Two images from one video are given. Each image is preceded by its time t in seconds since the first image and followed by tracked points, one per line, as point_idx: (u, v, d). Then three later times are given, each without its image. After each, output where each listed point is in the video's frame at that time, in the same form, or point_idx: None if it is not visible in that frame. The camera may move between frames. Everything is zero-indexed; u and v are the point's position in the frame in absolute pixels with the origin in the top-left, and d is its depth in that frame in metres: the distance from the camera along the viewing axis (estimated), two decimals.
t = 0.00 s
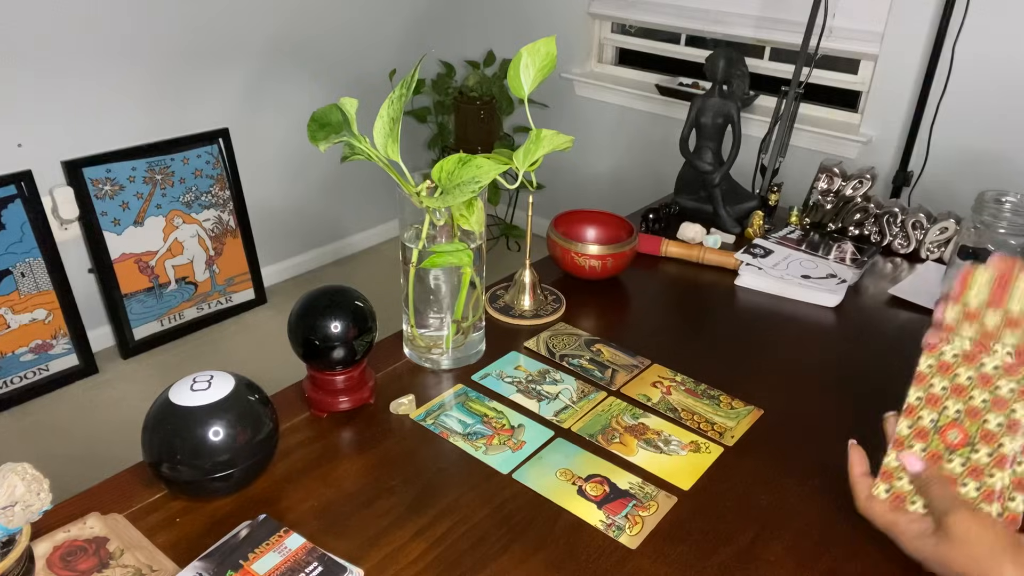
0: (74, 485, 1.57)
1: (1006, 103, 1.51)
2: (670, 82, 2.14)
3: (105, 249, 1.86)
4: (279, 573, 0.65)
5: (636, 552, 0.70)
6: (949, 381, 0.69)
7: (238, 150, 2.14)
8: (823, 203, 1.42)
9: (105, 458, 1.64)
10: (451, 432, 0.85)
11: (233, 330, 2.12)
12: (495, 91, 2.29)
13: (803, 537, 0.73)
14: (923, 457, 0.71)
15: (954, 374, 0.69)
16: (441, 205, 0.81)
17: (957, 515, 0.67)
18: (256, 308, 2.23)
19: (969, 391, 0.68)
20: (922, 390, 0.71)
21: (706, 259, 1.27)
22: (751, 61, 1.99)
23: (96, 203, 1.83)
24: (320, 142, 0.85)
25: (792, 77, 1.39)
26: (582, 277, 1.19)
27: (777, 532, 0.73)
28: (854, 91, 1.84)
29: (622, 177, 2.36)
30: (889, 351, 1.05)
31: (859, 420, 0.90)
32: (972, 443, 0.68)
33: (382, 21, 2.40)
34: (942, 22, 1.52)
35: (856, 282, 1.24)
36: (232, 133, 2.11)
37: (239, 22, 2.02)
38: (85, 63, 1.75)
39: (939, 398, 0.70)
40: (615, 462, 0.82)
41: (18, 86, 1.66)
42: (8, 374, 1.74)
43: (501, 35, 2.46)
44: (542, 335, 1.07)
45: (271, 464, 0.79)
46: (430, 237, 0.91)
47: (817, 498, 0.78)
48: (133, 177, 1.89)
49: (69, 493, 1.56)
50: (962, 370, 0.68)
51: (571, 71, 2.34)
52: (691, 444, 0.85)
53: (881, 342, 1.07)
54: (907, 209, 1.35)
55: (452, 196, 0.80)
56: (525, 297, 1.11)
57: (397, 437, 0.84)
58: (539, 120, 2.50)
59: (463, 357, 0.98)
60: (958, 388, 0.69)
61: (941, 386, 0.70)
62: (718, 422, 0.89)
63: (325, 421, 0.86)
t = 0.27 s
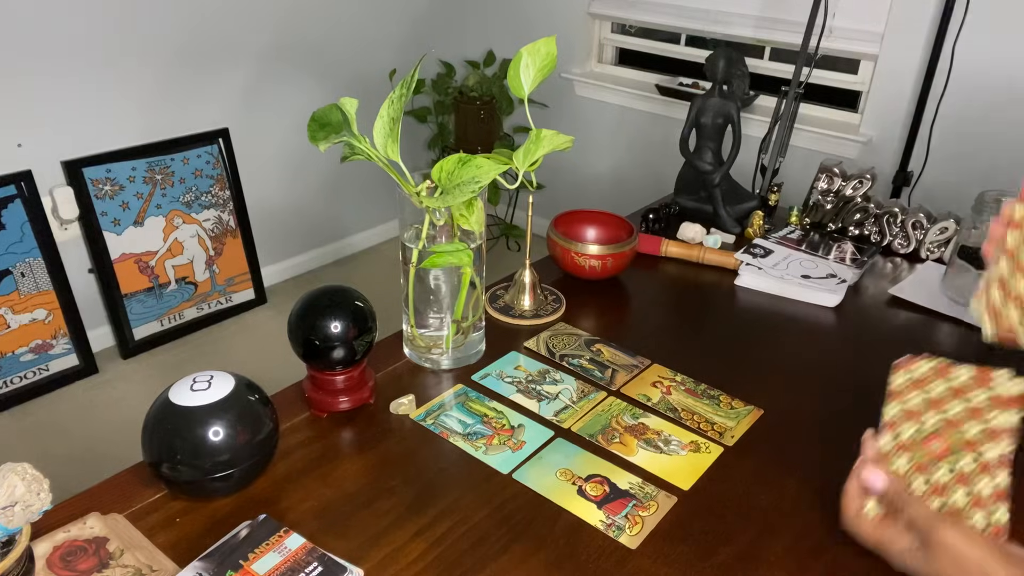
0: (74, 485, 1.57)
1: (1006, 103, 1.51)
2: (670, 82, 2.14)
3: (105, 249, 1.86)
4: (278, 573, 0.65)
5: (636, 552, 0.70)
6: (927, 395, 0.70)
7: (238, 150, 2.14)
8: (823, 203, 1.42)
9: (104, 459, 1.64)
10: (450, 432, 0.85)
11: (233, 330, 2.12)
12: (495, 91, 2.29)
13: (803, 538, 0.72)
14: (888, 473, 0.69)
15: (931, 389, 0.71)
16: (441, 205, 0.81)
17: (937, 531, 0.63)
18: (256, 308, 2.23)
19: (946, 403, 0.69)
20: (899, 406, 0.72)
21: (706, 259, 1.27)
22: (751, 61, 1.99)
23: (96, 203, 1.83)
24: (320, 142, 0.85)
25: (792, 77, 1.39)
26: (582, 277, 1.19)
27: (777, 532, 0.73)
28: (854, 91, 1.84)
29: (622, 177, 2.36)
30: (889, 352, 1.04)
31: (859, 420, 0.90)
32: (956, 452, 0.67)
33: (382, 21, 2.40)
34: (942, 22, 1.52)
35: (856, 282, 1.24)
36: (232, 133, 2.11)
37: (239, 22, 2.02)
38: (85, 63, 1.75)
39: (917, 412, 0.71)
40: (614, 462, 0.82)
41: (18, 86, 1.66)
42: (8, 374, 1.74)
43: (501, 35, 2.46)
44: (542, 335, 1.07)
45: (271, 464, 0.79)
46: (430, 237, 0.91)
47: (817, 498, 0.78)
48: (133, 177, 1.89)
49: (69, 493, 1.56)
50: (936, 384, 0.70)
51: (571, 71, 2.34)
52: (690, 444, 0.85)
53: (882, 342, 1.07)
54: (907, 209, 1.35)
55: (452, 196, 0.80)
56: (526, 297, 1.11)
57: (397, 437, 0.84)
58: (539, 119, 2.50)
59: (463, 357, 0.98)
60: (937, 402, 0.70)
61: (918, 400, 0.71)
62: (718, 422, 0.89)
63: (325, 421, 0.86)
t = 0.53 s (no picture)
0: (74, 485, 1.57)
1: (1006, 103, 1.52)
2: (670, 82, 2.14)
3: (105, 249, 1.86)
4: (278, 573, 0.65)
5: (636, 552, 0.70)
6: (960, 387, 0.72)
7: (238, 150, 2.14)
8: (823, 203, 1.42)
9: (104, 459, 1.64)
10: (450, 432, 0.85)
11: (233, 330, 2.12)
12: (495, 91, 2.29)
13: (803, 538, 0.72)
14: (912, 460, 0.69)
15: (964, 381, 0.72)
16: (441, 205, 0.81)
17: (959, 507, 0.60)
18: (256, 308, 2.23)
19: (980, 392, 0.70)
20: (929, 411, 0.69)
21: (706, 259, 1.27)
22: (751, 61, 1.99)
23: (96, 203, 1.83)
24: (320, 142, 0.85)
25: (792, 76, 1.39)
26: (582, 277, 1.19)
27: (777, 531, 0.73)
28: (854, 90, 1.84)
29: (622, 177, 2.36)
30: (889, 352, 1.05)
31: (859, 420, 0.90)
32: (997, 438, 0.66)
33: (382, 20, 2.40)
34: (942, 22, 1.52)
35: (856, 281, 1.24)
36: (232, 133, 2.11)
37: (239, 22, 2.02)
38: (85, 63, 1.75)
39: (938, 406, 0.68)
40: (614, 462, 0.82)
41: (18, 86, 1.66)
42: (8, 374, 1.74)
43: (501, 35, 2.46)
44: (542, 335, 1.07)
45: (271, 464, 0.79)
46: (430, 237, 0.91)
47: (817, 498, 0.78)
48: (133, 177, 1.88)
49: (69, 493, 1.56)
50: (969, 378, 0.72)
51: (571, 71, 2.34)
52: (690, 444, 0.85)
53: (881, 341, 1.07)
54: (907, 209, 1.35)
55: (452, 195, 0.80)
56: (526, 297, 1.11)
57: (397, 437, 0.84)
58: (539, 119, 2.50)
59: (463, 357, 0.98)
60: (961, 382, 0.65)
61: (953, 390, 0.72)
62: (718, 422, 0.89)
63: (325, 421, 0.86)
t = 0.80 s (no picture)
0: (74, 485, 1.57)
1: (1006, 103, 1.51)
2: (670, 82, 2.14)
3: (105, 249, 1.86)
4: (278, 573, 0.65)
5: (637, 552, 0.70)
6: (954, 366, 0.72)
7: (238, 150, 2.14)
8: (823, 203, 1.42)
9: (104, 459, 1.64)
10: (451, 432, 0.85)
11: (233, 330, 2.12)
12: (495, 91, 2.29)
13: (803, 538, 0.72)
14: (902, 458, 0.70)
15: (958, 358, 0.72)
16: (441, 205, 0.81)
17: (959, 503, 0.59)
18: (256, 308, 2.23)
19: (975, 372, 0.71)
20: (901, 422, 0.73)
21: (706, 259, 1.27)
22: (751, 61, 1.99)
23: (96, 203, 1.83)
24: (320, 142, 0.84)
25: (793, 76, 1.39)
26: (582, 277, 1.19)
27: (778, 531, 0.73)
28: (855, 90, 1.84)
29: (622, 177, 2.36)
30: (889, 351, 1.05)
31: (859, 420, 0.90)
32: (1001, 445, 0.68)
33: (382, 21, 2.40)
34: (942, 23, 1.52)
35: (856, 282, 1.24)
36: (232, 133, 2.11)
37: (239, 22, 2.02)
38: (85, 63, 1.75)
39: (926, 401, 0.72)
40: (615, 462, 0.82)
41: (18, 86, 1.66)
42: (8, 374, 1.74)
43: (501, 35, 2.46)
44: (542, 335, 1.07)
45: (271, 464, 0.79)
46: (430, 237, 0.91)
47: (817, 498, 0.78)
48: (133, 177, 1.88)
49: (69, 493, 1.56)
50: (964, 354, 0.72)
51: (571, 71, 2.34)
52: (690, 444, 0.85)
53: (881, 342, 1.07)
54: (907, 209, 1.35)
55: (452, 195, 0.80)
56: (526, 297, 1.11)
57: (397, 437, 0.84)
58: (539, 119, 2.50)
59: (463, 357, 0.98)
60: (962, 370, 0.71)
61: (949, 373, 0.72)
62: (718, 422, 0.89)
63: (325, 421, 0.86)
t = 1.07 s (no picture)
0: (75, 484, 1.57)
1: (1006, 104, 1.51)
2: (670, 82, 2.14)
3: (105, 249, 1.86)
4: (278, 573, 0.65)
5: (637, 552, 0.70)
6: (964, 352, 0.70)
7: (238, 150, 2.14)
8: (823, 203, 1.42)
9: (104, 459, 1.64)
10: (451, 432, 0.85)
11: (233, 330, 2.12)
12: (495, 91, 2.29)
13: (803, 537, 0.72)
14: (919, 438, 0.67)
15: (968, 344, 0.70)
16: (441, 205, 0.81)
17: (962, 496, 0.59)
18: (256, 308, 2.23)
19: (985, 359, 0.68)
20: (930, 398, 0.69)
21: (706, 259, 1.27)
22: (751, 61, 1.99)
23: (96, 203, 1.83)
24: (320, 142, 0.84)
25: (792, 76, 1.39)
26: (582, 277, 1.19)
27: (778, 531, 0.73)
28: (854, 91, 1.84)
29: (622, 177, 2.36)
30: (889, 351, 1.05)
31: (859, 420, 0.90)
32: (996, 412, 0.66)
33: (382, 20, 2.40)
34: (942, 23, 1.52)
35: (856, 281, 1.24)
36: (232, 133, 2.11)
37: (239, 22, 2.02)
38: (85, 63, 1.75)
39: (956, 368, 0.69)
40: (615, 462, 0.82)
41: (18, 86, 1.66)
42: (8, 374, 1.74)
43: (501, 35, 2.47)
44: (542, 335, 1.07)
45: (271, 464, 0.79)
46: (430, 237, 0.91)
47: (817, 498, 0.78)
48: (133, 177, 1.88)
49: (69, 493, 1.56)
50: (975, 340, 0.70)
51: (571, 71, 2.34)
52: (690, 444, 0.85)
53: (881, 342, 1.07)
54: (907, 209, 1.35)
55: (452, 195, 0.80)
56: (525, 297, 1.11)
57: (397, 437, 0.84)
58: (539, 119, 2.50)
59: (463, 357, 0.98)
60: (995, 345, 0.69)
61: (955, 357, 0.70)
62: (718, 422, 0.89)
63: (325, 421, 0.86)
